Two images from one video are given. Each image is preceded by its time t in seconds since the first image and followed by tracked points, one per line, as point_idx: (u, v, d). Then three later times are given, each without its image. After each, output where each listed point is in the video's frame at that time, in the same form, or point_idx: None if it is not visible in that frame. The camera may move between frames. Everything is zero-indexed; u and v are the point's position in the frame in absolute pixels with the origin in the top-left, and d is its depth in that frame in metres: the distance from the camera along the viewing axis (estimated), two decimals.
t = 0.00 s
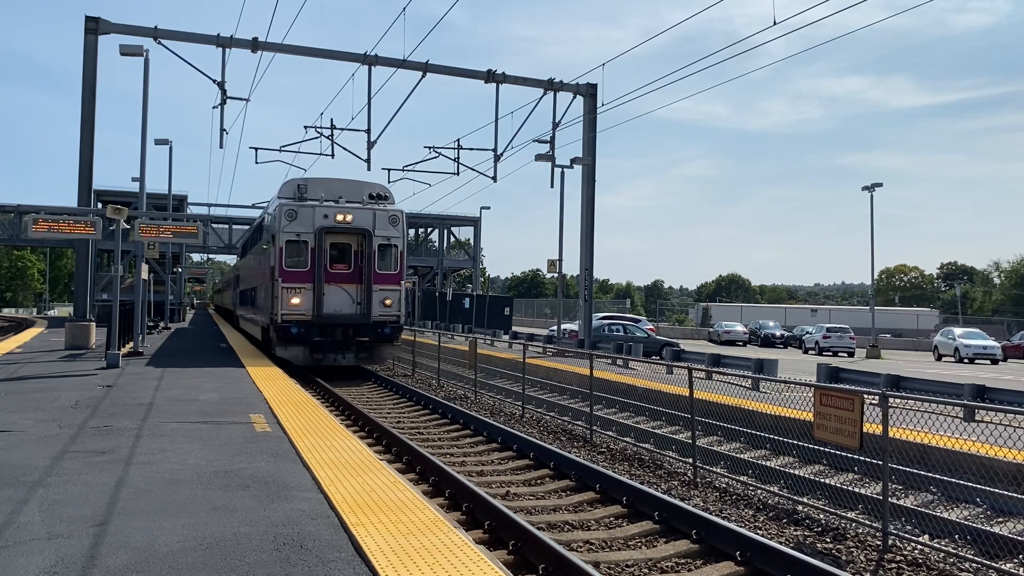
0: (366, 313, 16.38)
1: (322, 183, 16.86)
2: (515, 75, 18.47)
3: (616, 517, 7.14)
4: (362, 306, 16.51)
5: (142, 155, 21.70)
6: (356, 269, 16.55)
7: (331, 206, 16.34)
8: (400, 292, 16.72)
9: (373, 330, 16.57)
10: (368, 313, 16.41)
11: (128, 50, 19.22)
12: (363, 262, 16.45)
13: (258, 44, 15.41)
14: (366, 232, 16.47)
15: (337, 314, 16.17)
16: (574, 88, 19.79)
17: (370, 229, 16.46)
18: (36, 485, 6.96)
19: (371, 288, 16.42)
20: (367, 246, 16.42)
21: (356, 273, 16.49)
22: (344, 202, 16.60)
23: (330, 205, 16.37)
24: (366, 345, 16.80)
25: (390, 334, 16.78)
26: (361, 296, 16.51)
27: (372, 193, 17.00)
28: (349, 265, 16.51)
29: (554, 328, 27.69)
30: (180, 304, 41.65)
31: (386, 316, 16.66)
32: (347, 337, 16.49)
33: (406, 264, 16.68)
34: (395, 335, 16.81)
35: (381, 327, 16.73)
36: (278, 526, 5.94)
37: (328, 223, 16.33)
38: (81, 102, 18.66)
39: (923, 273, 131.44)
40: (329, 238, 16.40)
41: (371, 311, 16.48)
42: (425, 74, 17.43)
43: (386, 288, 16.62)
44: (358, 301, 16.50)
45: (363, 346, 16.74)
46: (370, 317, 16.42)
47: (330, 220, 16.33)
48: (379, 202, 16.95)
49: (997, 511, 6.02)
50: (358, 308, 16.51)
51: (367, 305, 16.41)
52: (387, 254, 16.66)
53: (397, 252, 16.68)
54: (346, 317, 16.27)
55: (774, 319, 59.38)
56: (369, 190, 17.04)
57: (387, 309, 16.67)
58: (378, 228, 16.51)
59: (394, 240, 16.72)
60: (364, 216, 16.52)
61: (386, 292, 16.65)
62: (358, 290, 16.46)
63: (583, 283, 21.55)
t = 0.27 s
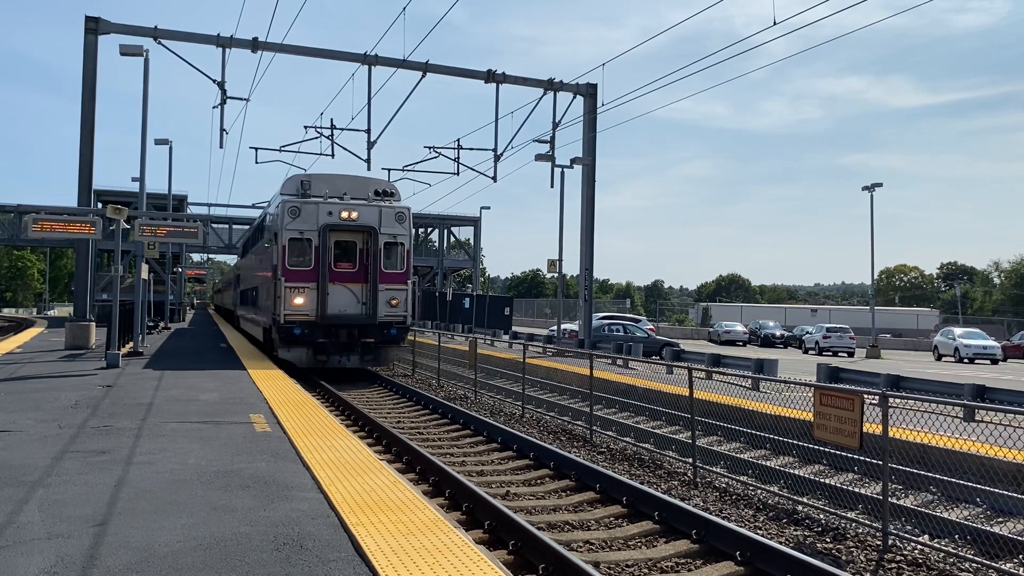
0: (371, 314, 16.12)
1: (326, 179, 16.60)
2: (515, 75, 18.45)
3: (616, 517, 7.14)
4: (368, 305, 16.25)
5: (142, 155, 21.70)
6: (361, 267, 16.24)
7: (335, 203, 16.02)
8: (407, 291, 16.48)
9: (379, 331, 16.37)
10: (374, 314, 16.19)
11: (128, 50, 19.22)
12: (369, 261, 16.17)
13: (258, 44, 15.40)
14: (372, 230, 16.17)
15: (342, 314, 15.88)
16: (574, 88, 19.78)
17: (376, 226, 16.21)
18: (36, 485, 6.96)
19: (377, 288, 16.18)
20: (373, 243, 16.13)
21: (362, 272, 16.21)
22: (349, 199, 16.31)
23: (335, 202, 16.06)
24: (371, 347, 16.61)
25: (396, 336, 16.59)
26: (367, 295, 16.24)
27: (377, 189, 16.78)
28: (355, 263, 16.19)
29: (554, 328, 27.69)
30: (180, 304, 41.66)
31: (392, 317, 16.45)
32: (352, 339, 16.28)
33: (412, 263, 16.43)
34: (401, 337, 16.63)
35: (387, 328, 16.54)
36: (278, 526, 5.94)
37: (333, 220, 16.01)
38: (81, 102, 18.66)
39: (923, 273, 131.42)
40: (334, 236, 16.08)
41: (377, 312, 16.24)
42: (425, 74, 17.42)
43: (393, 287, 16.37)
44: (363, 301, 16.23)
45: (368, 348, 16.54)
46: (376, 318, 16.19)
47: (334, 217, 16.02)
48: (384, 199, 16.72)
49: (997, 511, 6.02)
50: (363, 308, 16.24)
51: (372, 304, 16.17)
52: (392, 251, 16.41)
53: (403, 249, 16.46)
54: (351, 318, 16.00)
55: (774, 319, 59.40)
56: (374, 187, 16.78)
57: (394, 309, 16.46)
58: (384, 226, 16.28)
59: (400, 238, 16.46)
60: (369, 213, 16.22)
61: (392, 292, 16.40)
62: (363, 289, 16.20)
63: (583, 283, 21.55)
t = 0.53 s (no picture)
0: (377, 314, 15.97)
1: (330, 174, 16.47)
2: (515, 75, 18.45)
3: (616, 517, 7.14)
4: (373, 305, 16.09)
5: (142, 155, 21.70)
6: (367, 266, 16.12)
7: (340, 200, 15.85)
8: (413, 291, 16.33)
9: (385, 332, 16.18)
10: (379, 314, 16.02)
11: (128, 50, 19.22)
12: (374, 259, 16.02)
13: (258, 44, 15.39)
14: (377, 227, 16.01)
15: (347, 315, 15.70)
16: (574, 88, 19.78)
17: (381, 224, 16.03)
18: (36, 485, 6.96)
19: (382, 287, 16.03)
20: (379, 241, 15.99)
21: (367, 271, 16.07)
22: (353, 196, 16.11)
23: (339, 199, 15.87)
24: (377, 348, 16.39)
25: (403, 337, 16.39)
26: (372, 295, 16.10)
27: (382, 185, 16.59)
28: (359, 262, 16.05)
29: (554, 328, 27.68)
30: (180, 303, 41.65)
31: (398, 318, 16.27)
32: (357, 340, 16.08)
33: (419, 262, 16.25)
34: (408, 338, 16.44)
35: (393, 329, 16.35)
36: (278, 526, 5.94)
37: (337, 217, 15.85)
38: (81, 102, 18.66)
39: (923, 273, 131.39)
40: (338, 233, 15.92)
41: (383, 312, 16.08)
42: (425, 74, 17.41)
43: (399, 287, 16.23)
44: (368, 300, 16.08)
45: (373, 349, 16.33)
46: (382, 318, 16.02)
47: (338, 214, 15.86)
48: (390, 195, 16.48)
49: (997, 511, 6.02)
50: (369, 309, 16.09)
51: (378, 304, 16.01)
52: (399, 249, 16.27)
53: (409, 248, 16.32)
54: (356, 318, 15.83)
55: (774, 319, 59.39)
56: (379, 183, 16.63)
57: (400, 309, 16.29)
58: (389, 223, 16.10)
59: (406, 236, 16.31)
60: (374, 210, 16.05)
61: (398, 292, 16.26)
62: (368, 289, 16.07)
63: (583, 283, 21.55)
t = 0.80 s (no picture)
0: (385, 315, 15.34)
1: (334, 170, 15.94)
2: (515, 75, 18.44)
3: (616, 517, 7.14)
4: (380, 306, 15.47)
5: (142, 155, 21.70)
6: (373, 265, 15.48)
7: (346, 196, 15.27)
8: (421, 291, 15.72)
9: (392, 333, 15.55)
10: (386, 315, 15.39)
11: (128, 50, 19.22)
12: (381, 258, 15.41)
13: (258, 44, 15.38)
14: (385, 224, 15.42)
15: (353, 317, 15.08)
16: (574, 88, 19.78)
17: (389, 221, 15.44)
18: (36, 485, 6.96)
19: (389, 286, 15.40)
20: (386, 239, 15.38)
21: (374, 270, 15.45)
22: (360, 192, 15.54)
23: (345, 195, 15.29)
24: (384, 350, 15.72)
25: (410, 339, 15.78)
26: (379, 296, 15.48)
27: (389, 181, 16.12)
28: (366, 261, 15.43)
29: (554, 328, 27.68)
30: (180, 303, 41.65)
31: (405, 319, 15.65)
32: (363, 342, 15.44)
33: (428, 260, 15.66)
34: (415, 340, 15.82)
35: (401, 330, 15.72)
36: (278, 526, 5.94)
37: (342, 214, 15.28)
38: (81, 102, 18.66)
39: (923, 273, 131.40)
40: (344, 230, 15.33)
41: (390, 313, 15.45)
42: (425, 74, 17.41)
43: (406, 287, 15.60)
44: (375, 301, 15.46)
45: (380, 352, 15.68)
46: (389, 320, 15.39)
47: (344, 211, 15.29)
48: (398, 191, 16.01)
49: (997, 511, 6.02)
50: (375, 309, 15.46)
51: (385, 305, 15.39)
52: (406, 247, 15.67)
53: (418, 246, 15.72)
54: (363, 319, 15.21)
55: (774, 319, 59.43)
56: (386, 179, 16.18)
57: (408, 310, 15.67)
58: (397, 220, 15.51)
59: (414, 234, 15.73)
60: (381, 206, 15.47)
61: (405, 291, 15.63)
62: (375, 289, 15.43)
63: (583, 283, 21.55)
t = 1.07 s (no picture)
0: (392, 317, 14.78)
1: (340, 165, 15.35)
2: (515, 75, 18.43)
3: (616, 517, 7.14)
4: (387, 306, 14.92)
5: (142, 155, 21.71)
6: (381, 263, 14.94)
7: (352, 192, 14.70)
8: (430, 291, 15.18)
9: (400, 335, 15.04)
10: (394, 316, 14.83)
11: (128, 50, 19.22)
12: (388, 256, 14.87)
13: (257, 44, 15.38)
14: (393, 222, 14.85)
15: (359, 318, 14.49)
16: (574, 88, 19.77)
17: (397, 218, 14.91)
18: (36, 485, 6.96)
19: (397, 286, 14.86)
20: (395, 237, 14.82)
21: (381, 269, 14.92)
22: (367, 187, 14.97)
23: (351, 191, 14.73)
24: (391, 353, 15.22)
25: (419, 341, 15.25)
26: (387, 295, 14.92)
27: (396, 176, 15.59)
28: (373, 259, 14.90)
29: (555, 328, 27.69)
30: (180, 303, 41.68)
31: (413, 321, 15.09)
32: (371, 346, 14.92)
33: (437, 259, 15.13)
34: (424, 342, 15.30)
35: (409, 332, 15.20)
36: (278, 526, 5.94)
37: (349, 210, 14.71)
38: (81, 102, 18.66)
39: (923, 273, 131.45)
40: (350, 228, 14.77)
41: (398, 314, 14.89)
42: (425, 74, 17.40)
43: (415, 286, 15.05)
44: (382, 301, 14.90)
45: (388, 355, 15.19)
46: (396, 321, 14.82)
47: (350, 207, 14.70)
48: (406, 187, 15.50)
49: (997, 511, 6.02)
50: (382, 310, 14.90)
51: (392, 305, 14.84)
52: (414, 246, 15.13)
53: (426, 244, 15.18)
54: (369, 320, 14.65)
55: (774, 319, 59.43)
56: (393, 174, 15.61)
57: (416, 311, 15.16)
58: (405, 217, 14.98)
59: (424, 232, 15.19)
60: (389, 203, 14.90)
61: (414, 292, 15.08)
62: (382, 288, 14.89)
63: (583, 283, 21.54)
